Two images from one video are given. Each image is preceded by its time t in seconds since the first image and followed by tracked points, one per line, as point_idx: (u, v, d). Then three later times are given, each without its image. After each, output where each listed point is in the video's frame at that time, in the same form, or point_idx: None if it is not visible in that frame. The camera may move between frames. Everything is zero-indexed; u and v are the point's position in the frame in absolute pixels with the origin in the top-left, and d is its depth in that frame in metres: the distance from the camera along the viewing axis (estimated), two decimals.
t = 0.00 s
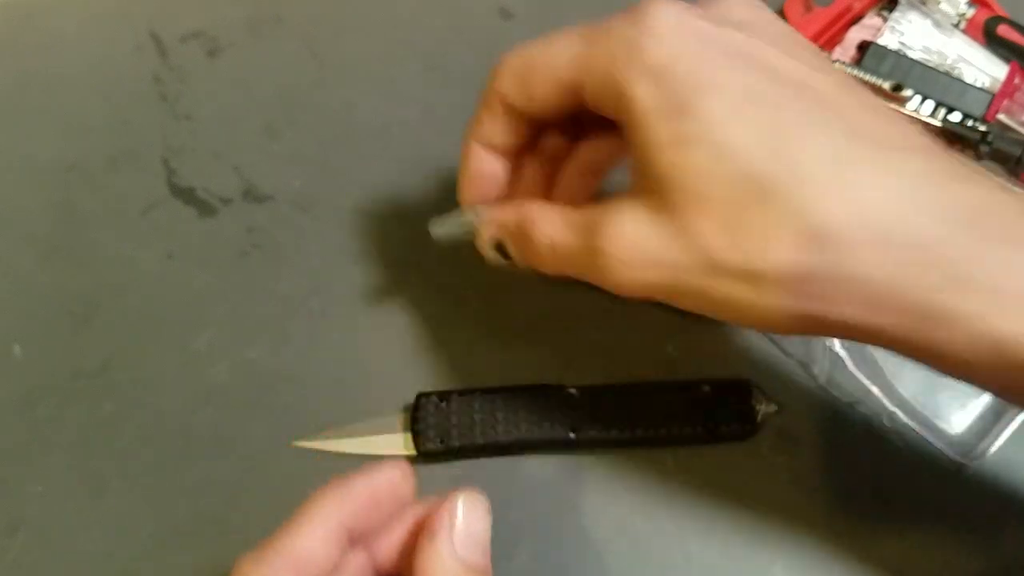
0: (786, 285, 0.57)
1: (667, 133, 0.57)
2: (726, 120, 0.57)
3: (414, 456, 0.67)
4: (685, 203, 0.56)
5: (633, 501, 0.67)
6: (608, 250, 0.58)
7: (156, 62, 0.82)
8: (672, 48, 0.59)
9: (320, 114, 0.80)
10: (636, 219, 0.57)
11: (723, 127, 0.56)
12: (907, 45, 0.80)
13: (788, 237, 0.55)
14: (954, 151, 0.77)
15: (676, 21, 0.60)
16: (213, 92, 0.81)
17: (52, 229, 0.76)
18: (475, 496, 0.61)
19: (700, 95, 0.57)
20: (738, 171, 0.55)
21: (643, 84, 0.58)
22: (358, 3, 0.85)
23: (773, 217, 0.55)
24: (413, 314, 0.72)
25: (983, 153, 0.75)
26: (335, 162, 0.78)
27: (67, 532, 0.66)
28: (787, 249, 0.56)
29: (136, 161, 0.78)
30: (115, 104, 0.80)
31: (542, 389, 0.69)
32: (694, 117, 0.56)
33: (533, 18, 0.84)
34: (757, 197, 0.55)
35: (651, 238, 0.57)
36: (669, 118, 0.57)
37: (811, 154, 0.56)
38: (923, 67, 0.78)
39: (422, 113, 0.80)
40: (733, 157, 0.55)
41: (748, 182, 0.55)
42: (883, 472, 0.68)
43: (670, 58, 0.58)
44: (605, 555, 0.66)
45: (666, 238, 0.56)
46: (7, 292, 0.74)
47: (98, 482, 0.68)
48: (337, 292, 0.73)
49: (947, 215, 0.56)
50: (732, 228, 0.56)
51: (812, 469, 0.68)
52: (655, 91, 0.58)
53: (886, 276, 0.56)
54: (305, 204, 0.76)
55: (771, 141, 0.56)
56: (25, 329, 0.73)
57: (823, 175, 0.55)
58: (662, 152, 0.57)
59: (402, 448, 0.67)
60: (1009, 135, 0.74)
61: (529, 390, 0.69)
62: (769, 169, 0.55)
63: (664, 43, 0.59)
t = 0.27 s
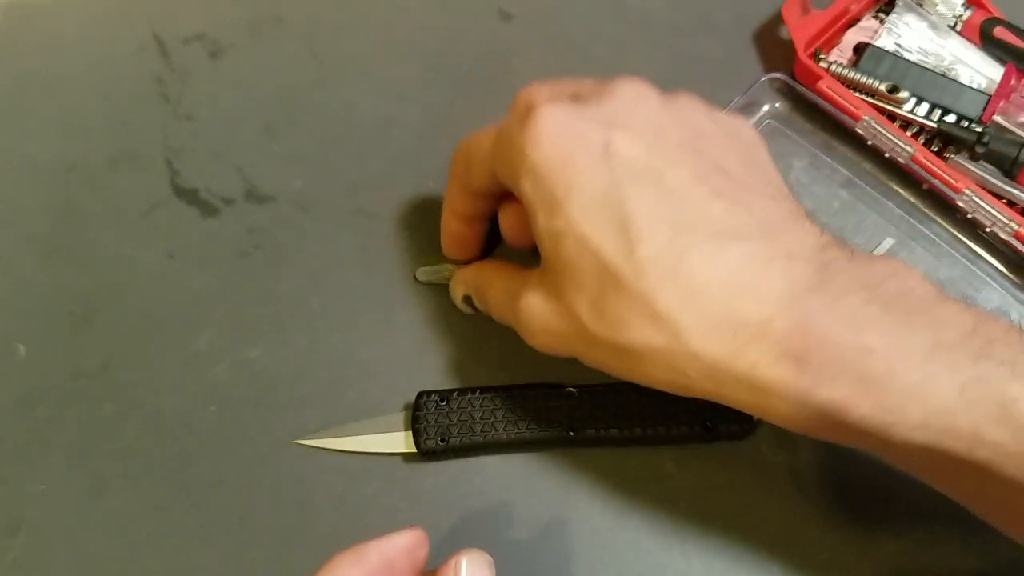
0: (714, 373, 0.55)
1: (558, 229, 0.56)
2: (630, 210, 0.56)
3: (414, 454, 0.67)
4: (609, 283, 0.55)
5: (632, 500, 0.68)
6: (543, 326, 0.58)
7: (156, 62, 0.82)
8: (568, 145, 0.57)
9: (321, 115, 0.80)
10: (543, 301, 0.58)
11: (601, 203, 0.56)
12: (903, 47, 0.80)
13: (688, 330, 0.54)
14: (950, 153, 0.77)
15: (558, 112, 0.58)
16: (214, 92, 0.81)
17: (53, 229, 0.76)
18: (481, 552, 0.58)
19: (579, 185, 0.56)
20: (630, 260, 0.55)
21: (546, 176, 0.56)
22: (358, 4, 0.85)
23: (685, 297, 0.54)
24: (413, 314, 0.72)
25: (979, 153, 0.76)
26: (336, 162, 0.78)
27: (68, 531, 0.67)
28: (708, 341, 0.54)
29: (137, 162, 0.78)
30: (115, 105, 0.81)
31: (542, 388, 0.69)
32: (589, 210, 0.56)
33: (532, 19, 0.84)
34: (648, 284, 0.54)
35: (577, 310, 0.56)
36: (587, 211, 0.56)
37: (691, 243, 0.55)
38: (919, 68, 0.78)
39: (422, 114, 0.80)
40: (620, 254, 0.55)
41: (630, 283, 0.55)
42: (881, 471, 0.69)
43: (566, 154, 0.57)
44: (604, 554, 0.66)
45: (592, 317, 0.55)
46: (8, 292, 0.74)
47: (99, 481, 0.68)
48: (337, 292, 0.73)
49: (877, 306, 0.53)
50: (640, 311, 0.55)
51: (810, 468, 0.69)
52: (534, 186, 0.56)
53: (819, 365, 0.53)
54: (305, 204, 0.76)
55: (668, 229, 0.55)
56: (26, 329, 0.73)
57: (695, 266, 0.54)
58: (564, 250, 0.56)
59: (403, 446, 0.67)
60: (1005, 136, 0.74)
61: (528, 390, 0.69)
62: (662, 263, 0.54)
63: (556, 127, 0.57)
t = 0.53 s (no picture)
0: (923, 501, 0.43)
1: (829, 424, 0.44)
2: (918, 371, 0.42)
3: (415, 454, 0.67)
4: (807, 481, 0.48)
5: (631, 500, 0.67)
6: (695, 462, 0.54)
7: (158, 63, 0.83)
8: (816, 307, 0.45)
9: (322, 116, 0.80)
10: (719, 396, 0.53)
11: (900, 398, 0.42)
12: (902, 49, 0.81)
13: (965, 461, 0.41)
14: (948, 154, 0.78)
15: (802, 270, 0.46)
16: (215, 93, 0.81)
17: (54, 229, 0.77)
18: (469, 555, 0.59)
19: (858, 378, 0.43)
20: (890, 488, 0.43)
21: (782, 346, 0.45)
22: (358, 6, 0.85)
23: (962, 467, 0.41)
24: (413, 314, 0.73)
25: (977, 154, 0.76)
26: (337, 163, 0.78)
27: (71, 530, 0.67)
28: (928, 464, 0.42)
29: (138, 162, 0.79)
30: (117, 106, 0.81)
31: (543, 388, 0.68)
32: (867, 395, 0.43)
33: (532, 21, 0.84)
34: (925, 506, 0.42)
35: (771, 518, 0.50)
36: (875, 406, 0.43)
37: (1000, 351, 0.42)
38: (918, 69, 0.79)
39: (422, 115, 0.81)
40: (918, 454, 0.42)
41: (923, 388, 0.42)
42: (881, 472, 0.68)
43: (820, 318, 0.44)
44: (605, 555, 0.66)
45: (809, 513, 0.48)
46: (10, 293, 0.75)
47: (101, 481, 0.68)
48: (338, 292, 0.74)
49: None
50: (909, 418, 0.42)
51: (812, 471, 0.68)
52: (783, 369, 0.45)
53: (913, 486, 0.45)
54: (306, 205, 0.77)
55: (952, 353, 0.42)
56: (28, 329, 0.73)
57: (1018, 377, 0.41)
58: (832, 435, 0.44)
59: (403, 446, 0.67)
60: (1003, 137, 0.75)
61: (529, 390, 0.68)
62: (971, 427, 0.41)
63: (799, 291, 0.45)
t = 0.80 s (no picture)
0: (946, 526, 0.46)
1: (855, 452, 0.47)
2: (942, 414, 0.45)
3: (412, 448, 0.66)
4: (839, 498, 0.51)
5: (632, 499, 0.66)
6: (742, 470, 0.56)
7: (158, 63, 0.83)
8: (843, 351, 0.47)
9: (322, 116, 0.81)
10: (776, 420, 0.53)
11: (922, 430, 0.45)
12: (902, 49, 0.81)
13: (987, 494, 0.45)
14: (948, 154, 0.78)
15: (827, 311, 0.48)
16: (215, 93, 0.81)
17: (55, 229, 0.77)
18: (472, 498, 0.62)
19: (882, 414, 0.46)
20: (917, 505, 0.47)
21: (813, 382, 0.48)
22: (358, 7, 0.85)
23: (985, 499, 0.45)
24: (413, 314, 0.73)
25: (978, 154, 0.76)
26: (337, 163, 0.79)
27: (72, 530, 0.67)
28: (952, 495, 0.45)
29: (139, 162, 0.79)
30: (118, 106, 0.81)
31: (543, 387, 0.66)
32: (894, 429, 0.46)
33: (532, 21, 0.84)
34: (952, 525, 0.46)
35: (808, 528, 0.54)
36: (899, 437, 0.46)
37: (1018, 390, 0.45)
38: (918, 69, 0.79)
39: (423, 115, 0.81)
40: (940, 483, 0.45)
41: (947, 430, 0.45)
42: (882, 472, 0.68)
43: (849, 361, 0.47)
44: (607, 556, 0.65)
45: (846, 528, 0.51)
46: (11, 293, 0.75)
47: (101, 481, 0.68)
48: (338, 292, 0.74)
49: None
50: (934, 457, 0.45)
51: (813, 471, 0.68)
52: (813, 403, 0.48)
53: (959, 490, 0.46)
54: (306, 205, 0.77)
55: (970, 389, 0.45)
56: (28, 329, 0.73)
57: None
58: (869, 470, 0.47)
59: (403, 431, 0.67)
60: (1004, 137, 0.75)
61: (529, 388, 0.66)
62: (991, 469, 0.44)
63: (827, 332, 0.47)
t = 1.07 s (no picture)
0: (955, 505, 0.45)
1: (861, 435, 0.47)
2: (948, 393, 0.45)
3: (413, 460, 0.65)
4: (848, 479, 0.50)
5: (633, 499, 0.66)
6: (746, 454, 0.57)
7: (159, 64, 0.83)
8: (846, 334, 0.47)
9: (322, 116, 0.81)
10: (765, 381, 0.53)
11: (927, 409, 0.45)
12: (901, 49, 0.81)
13: (995, 469, 0.44)
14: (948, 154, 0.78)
15: (829, 293, 0.48)
16: (216, 93, 0.81)
17: (55, 229, 0.77)
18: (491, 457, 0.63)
19: (887, 394, 0.46)
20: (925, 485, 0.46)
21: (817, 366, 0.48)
22: (358, 7, 0.85)
23: (993, 476, 0.44)
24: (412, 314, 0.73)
25: (977, 154, 0.76)
26: (337, 164, 0.79)
27: (72, 529, 0.67)
28: (958, 470, 0.45)
29: (139, 163, 0.79)
30: (119, 106, 0.81)
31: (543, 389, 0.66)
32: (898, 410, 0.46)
33: (532, 21, 0.84)
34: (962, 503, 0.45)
35: (812, 517, 0.52)
36: (903, 415, 0.46)
37: None
38: (918, 69, 0.79)
39: (423, 115, 0.81)
40: (949, 464, 0.45)
41: (953, 408, 0.45)
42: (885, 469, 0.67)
43: (854, 344, 0.47)
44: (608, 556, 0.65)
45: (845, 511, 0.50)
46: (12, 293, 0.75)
47: (102, 481, 0.68)
48: (337, 293, 0.74)
49: None
50: (940, 436, 0.45)
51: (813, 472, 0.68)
52: (818, 385, 0.48)
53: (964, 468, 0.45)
54: (307, 205, 0.77)
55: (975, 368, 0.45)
56: (29, 329, 0.73)
57: None
58: (867, 447, 0.47)
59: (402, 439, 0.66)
60: (1003, 137, 0.75)
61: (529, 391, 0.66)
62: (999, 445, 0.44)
63: (830, 316, 0.48)
